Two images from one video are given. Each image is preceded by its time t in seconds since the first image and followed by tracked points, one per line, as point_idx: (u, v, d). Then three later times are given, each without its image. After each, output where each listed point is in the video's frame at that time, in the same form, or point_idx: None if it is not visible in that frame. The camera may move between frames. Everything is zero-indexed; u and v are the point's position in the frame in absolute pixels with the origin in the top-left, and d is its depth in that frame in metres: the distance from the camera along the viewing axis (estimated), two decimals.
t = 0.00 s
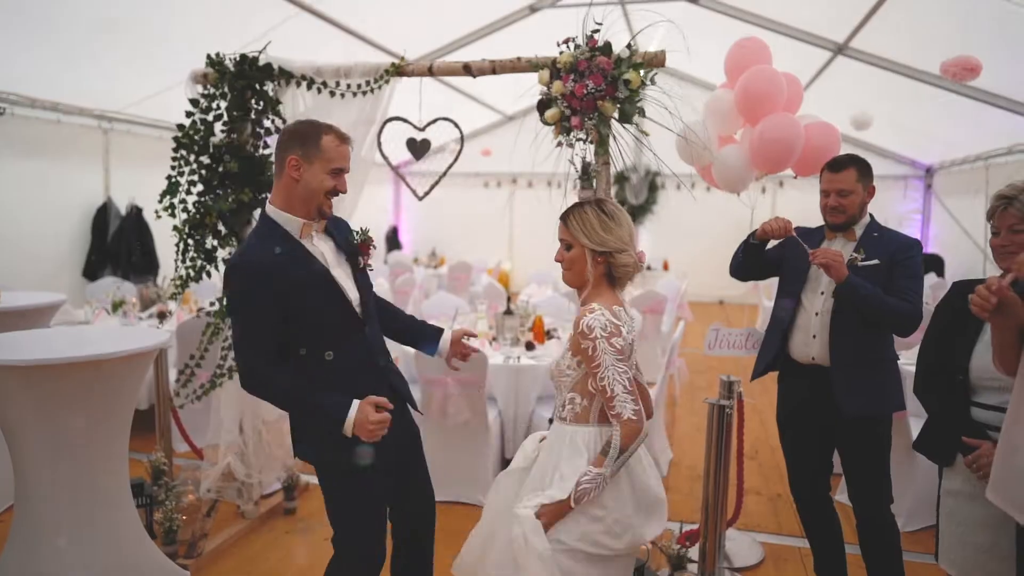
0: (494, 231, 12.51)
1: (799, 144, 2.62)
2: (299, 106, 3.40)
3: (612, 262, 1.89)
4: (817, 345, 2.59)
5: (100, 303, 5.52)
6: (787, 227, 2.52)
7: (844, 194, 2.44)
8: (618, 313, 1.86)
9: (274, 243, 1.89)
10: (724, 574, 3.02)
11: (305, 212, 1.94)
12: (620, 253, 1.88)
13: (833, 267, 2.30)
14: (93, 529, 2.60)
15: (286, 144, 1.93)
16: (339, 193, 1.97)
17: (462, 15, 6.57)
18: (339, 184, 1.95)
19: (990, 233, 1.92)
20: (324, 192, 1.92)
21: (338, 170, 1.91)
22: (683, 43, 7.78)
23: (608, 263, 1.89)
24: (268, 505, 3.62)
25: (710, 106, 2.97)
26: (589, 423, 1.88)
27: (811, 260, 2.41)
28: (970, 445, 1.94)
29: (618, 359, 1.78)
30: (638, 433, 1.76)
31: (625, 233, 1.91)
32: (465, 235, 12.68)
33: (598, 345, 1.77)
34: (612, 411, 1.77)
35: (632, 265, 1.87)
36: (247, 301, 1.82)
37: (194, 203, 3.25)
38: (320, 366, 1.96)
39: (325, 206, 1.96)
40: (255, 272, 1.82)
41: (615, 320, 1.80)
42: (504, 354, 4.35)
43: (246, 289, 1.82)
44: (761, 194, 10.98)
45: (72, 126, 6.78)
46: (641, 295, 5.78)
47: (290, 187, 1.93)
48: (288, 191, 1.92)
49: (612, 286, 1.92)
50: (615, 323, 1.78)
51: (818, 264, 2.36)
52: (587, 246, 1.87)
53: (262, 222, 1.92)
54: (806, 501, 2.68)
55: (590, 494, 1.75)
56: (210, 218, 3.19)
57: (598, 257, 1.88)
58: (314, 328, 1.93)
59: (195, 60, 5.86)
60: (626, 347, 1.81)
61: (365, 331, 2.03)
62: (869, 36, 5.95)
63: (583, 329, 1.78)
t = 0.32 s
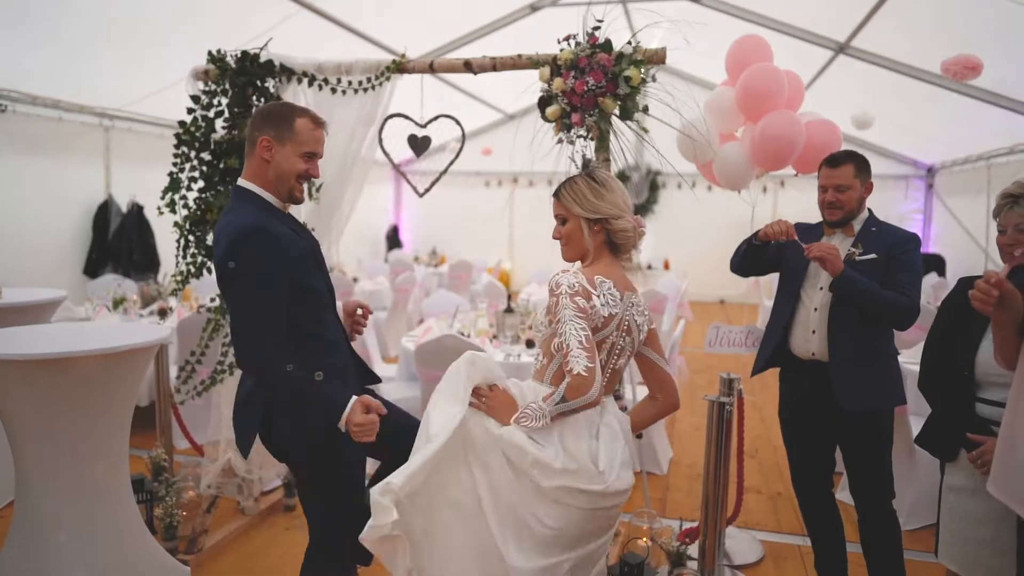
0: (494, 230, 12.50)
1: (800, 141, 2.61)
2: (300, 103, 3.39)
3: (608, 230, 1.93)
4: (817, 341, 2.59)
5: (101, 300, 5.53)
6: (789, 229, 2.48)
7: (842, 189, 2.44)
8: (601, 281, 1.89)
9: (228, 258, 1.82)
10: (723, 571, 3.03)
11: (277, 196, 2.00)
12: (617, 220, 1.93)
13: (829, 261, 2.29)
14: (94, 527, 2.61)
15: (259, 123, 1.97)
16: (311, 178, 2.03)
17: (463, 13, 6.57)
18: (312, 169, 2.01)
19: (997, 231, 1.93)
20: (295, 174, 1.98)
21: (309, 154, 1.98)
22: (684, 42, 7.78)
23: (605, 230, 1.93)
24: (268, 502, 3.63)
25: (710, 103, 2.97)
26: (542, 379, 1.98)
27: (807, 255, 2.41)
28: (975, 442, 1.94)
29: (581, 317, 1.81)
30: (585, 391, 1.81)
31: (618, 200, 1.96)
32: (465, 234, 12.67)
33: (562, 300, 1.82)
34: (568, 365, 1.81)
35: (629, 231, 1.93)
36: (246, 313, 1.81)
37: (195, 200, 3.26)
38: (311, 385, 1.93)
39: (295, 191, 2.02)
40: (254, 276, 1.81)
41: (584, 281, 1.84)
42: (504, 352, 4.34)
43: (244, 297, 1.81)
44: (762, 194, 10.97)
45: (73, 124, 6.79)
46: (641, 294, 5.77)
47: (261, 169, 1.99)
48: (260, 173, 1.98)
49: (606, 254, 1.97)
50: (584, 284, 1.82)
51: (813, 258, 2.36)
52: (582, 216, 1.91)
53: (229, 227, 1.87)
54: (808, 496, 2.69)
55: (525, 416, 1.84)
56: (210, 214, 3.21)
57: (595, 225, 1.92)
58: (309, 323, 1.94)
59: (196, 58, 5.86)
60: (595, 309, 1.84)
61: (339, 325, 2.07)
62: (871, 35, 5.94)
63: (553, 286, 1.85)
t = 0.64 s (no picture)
0: (497, 229, 12.53)
1: (804, 139, 2.63)
2: (308, 102, 3.43)
3: (594, 229, 1.90)
4: (821, 337, 2.61)
5: (108, 298, 5.57)
6: (792, 229, 2.52)
7: (846, 187, 2.47)
8: (565, 279, 1.86)
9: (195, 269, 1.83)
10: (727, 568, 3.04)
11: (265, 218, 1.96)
12: (599, 217, 1.89)
13: (831, 261, 2.35)
14: (101, 522, 2.63)
15: (243, 146, 1.93)
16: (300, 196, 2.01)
17: (466, 14, 6.60)
18: (302, 187, 1.98)
19: (1003, 227, 1.96)
20: (285, 195, 1.95)
21: (299, 172, 1.94)
22: (687, 42, 7.81)
23: (590, 230, 1.90)
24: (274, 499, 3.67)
25: (714, 102, 2.99)
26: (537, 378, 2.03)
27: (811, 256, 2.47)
28: (978, 435, 1.97)
29: (532, 319, 1.83)
30: (532, 394, 1.85)
31: (605, 197, 1.92)
32: (468, 233, 12.69)
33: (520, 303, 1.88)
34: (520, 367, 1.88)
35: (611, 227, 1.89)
36: (235, 341, 1.76)
37: (203, 198, 3.28)
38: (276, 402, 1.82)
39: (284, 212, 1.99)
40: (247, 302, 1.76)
41: (542, 282, 1.85)
42: (508, 350, 4.36)
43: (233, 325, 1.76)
44: (764, 194, 10.99)
45: (79, 123, 6.83)
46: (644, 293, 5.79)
47: (248, 192, 1.94)
48: (247, 196, 1.94)
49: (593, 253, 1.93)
50: (539, 284, 1.83)
51: (816, 258, 2.41)
52: (566, 216, 1.91)
53: (217, 250, 1.80)
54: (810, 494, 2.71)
55: (476, 407, 1.91)
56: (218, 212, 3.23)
57: (580, 225, 1.90)
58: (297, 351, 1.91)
59: (201, 57, 5.90)
60: (550, 311, 1.83)
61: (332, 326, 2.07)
62: (873, 36, 5.96)
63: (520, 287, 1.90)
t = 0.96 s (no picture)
0: (500, 231, 12.61)
1: (805, 144, 2.71)
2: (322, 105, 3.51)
3: (549, 239, 1.89)
4: (826, 338, 2.69)
5: (119, 297, 5.65)
6: (792, 211, 2.63)
7: (847, 188, 2.56)
8: (515, 293, 1.91)
9: (172, 289, 1.67)
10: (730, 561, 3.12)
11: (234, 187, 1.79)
12: (552, 228, 1.87)
13: (845, 264, 2.39)
14: (123, 512, 2.72)
15: (212, 113, 1.78)
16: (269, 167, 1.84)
17: (472, 18, 6.69)
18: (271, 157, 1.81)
19: (999, 228, 2.04)
20: (251, 167, 1.78)
21: (267, 143, 1.77)
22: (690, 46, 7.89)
23: (547, 240, 1.89)
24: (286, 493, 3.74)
25: (717, 107, 3.06)
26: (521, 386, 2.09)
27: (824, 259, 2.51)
28: (974, 427, 2.05)
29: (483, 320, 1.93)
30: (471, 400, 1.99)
31: (561, 208, 1.89)
32: (472, 235, 12.76)
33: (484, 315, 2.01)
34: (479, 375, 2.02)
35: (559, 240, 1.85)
36: (216, 313, 1.59)
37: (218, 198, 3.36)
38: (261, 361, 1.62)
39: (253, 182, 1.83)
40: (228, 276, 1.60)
41: (493, 295, 1.93)
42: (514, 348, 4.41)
43: (220, 304, 1.59)
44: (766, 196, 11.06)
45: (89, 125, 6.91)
46: (647, 294, 5.87)
47: (214, 162, 1.79)
48: (211, 164, 1.78)
49: (550, 265, 1.92)
50: (487, 298, 1.93)
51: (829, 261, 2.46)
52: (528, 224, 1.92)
53: (183, 223, 1.66)
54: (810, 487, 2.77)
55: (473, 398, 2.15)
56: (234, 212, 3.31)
57: (539, 234, 1.91)
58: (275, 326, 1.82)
59: (211, 60, 5.98)
60: (495, 324, 1.92)
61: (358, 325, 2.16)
62: (874, 41, 6.05)
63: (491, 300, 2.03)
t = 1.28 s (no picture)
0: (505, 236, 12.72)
1: (806, 153, 2.83)
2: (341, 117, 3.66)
3: (501, 221, 2.11)
4: (833, 336, 2.81)
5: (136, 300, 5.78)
6: (800, 187, 2.74)
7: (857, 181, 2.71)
8: (478, 275, 2.14)
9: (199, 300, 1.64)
10: (736, 554, 3.24)
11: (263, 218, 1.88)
12: (502, 208, 2.10)
13: (858, 268, 2.47)
14: (156, 504, 2.84)
15: (242, 150, 1.86)
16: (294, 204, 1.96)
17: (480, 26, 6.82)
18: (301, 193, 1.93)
19: (993, 234, 2.15)
20: (284, 200, 1.88)
21: (299, 176, 1.89)
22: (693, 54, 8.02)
23: (500, 222, 2.12)
24: (306, 489, 3.85)
25: (723, 117, 3.18)
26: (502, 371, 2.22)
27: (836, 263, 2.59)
28: (969, 424, 2.17)
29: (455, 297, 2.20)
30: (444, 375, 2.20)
31: (510, 188, 2.11)
32: (477, 239, 12.88)
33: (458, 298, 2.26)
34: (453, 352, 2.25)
35: (506, 217, 2.07)
36: (234, 324, 1.61)
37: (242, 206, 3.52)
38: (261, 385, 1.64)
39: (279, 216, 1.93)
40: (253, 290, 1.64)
41: (462, 279, 2.19)
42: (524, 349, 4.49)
43: (238, 317, 1.61)
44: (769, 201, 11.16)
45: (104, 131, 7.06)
46: (653, 297, 5.98)
47: (247, 196, 1.86)
48: (244, 197, 1.84)
49: (508, 243, 2.14)
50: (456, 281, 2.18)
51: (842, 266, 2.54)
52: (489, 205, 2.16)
53: (224, 236, 1.66)
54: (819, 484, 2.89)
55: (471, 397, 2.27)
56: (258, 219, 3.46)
57: (494, 218, 2.14)
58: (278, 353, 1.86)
59: (225, 69, 6.11)
60: (465, 304, 2.17)
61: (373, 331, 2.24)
62: (875, 49, 6.17)
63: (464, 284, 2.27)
